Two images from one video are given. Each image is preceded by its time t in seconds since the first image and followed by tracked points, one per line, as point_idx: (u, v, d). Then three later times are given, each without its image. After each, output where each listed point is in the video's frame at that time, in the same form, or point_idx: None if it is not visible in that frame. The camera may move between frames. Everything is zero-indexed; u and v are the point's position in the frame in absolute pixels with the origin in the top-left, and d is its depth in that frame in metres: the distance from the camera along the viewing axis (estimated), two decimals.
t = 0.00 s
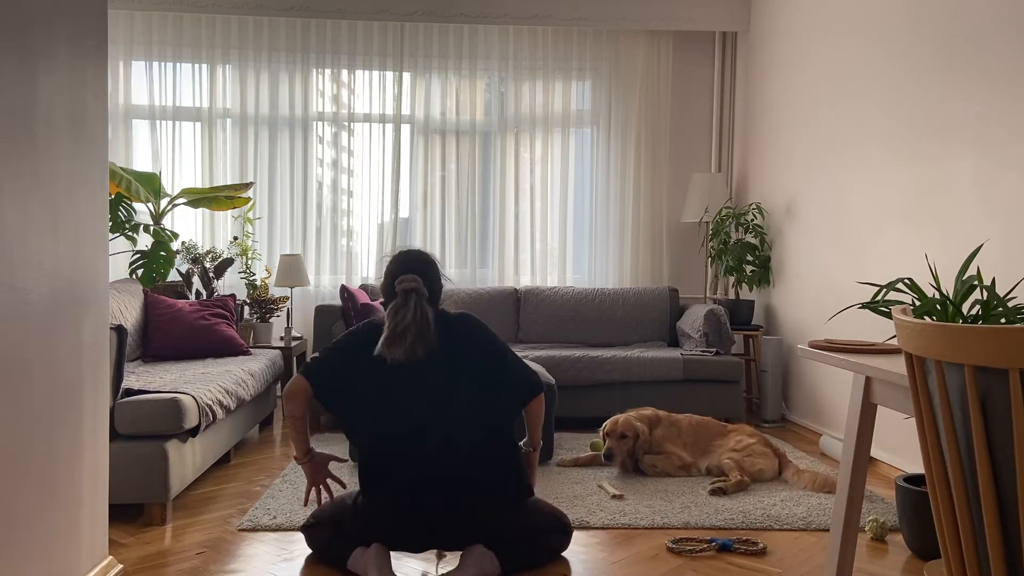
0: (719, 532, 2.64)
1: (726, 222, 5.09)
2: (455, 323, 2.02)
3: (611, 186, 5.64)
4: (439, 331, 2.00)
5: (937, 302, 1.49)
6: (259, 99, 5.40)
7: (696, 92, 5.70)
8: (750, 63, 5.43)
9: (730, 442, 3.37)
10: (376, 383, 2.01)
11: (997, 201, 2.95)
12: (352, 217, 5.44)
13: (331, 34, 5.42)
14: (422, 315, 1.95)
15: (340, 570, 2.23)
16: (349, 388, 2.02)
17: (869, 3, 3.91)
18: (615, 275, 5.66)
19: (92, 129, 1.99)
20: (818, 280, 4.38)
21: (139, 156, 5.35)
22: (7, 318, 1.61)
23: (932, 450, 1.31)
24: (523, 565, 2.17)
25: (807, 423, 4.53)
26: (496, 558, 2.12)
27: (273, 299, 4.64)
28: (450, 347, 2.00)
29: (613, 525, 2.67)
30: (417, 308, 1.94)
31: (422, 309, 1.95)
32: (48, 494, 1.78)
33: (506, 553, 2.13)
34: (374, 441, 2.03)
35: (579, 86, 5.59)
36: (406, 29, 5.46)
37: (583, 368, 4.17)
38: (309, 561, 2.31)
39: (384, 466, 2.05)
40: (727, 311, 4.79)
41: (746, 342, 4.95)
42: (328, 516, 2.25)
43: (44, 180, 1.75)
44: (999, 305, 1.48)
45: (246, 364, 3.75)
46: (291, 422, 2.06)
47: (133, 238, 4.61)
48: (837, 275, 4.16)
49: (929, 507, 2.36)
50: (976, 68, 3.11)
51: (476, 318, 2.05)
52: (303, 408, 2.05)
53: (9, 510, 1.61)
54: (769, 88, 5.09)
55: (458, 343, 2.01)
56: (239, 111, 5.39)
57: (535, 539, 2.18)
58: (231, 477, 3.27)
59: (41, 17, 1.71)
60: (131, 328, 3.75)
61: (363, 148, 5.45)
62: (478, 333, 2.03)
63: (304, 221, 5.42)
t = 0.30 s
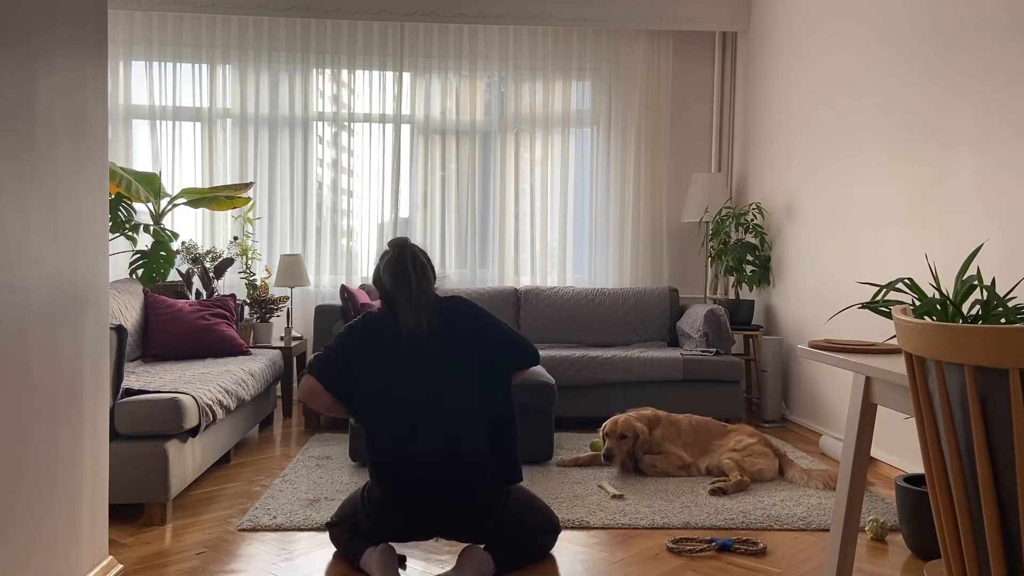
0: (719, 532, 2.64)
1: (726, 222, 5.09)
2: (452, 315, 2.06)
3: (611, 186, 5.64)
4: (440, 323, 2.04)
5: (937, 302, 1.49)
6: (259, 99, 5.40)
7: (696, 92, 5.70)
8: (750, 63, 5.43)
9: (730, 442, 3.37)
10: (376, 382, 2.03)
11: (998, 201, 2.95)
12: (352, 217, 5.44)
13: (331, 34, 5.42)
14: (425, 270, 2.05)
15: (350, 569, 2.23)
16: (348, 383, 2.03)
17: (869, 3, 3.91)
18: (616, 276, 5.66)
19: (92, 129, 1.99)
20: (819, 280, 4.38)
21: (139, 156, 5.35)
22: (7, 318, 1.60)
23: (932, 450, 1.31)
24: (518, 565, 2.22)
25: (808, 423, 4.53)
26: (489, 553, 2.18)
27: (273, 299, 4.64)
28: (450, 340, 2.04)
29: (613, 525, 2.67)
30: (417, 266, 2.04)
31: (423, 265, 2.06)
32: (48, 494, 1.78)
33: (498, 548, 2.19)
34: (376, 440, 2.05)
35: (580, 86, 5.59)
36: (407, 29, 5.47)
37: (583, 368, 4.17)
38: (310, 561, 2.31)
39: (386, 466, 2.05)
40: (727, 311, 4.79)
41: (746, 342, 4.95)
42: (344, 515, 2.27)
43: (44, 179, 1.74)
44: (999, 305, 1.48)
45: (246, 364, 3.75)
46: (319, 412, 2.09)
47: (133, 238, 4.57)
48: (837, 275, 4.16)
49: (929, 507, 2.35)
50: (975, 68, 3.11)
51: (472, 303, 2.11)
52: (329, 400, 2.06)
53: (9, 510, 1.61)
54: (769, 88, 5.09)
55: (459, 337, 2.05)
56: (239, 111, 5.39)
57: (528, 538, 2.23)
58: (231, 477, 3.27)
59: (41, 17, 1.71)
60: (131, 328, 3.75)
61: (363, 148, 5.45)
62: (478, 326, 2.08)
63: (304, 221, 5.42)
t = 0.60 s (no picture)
0: (719, 532, 2.64)
1: (726, 222, 5.09)
2: (448, 310, 2.11)
3: (611, 186, 5.64)
4: (438, 319, 2.09)
5: (937, 302, 1.49)
6: (259, 99, 5.40)
7: (695, 92, 5.70)
8: (750, 63, 5.43)
9: (730, 442, 3.37)
10: (379, 379, 2.08)
11: (997, 202, 2.95)
12: (352, 217, 5.44)
13: (331, 34, 5.42)
14: (408, 248, 2.11)
15: (360, 570, 2.23)
16: (351, 376, 2.09)
17: (869, 3, 3.91)
18: (616, 276, 5.66)
19: (92, 130, 1.99)
20: (819, 280, 4.38)
21: (139, 156, 5.35)
22: (7, 317, 1.60)
23: (932, 450, 1.31)
24: (520, 565, 2.21)
25: (808, 423, 4.53)
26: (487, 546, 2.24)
27: (273, 299, 4.64)
28: (450, 336, 2.09)
29: (613, 525, 2.67)
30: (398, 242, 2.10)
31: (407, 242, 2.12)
32: (48, 493, 1.78)
33: (501, 549, 2.19)
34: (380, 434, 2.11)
35: (580, 86, 5.59)
36: (407, 29, 5.47)
37: (583, 368, 4.17)
38: (310, 561, 2.31)
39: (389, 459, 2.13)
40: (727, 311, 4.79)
41: (746, 342, 4.95)
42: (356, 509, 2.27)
43: (44, 179, 1.75)
44: (999, 305, 1.48)
45: (245, 365, 3.75)
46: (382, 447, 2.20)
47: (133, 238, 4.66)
48: (837, 275, 4.16)
49: (929, 507, 2.35)
50: (975, 68, 3.11)
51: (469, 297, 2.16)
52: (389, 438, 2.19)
53: (9, 509, 1.61)
54: (769, 88, 5.09)
55: (459, 334, 2.10)
56: (239, 111, 5.39)
57: (528, 535, 2.25)
58: (231, 477, 3.27)
59: (41, 17, 1.71)
60: (131, 328, 3.75)
61: (363, 148, 5.45)
62: (474, 322, 2.14)
63: (304, 221, 5.42)
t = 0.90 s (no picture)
0: (719, 532, 2.64)
1: (726, 222, 5.09)
2: (444, 303, 2.10)
3: (612, 185, 5.64)
4: (436, 315, 2.08)
5: (937, 302, 1.49)
6: (259, 99, 5.40)
7: (695, 92, 5.70)
8: (750, 63, 5.43)
9: (730, 442, 3.37)
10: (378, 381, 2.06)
11: (998, 201, 2.95)
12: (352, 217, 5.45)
13: (331, 34, 5.42)
14: (392, 237, 2.10)
15: (361, 570, 2.23)
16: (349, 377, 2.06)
17: (869, 3, 3.91)
18: (616, 275, 5.66)
19: (92, 130, 1.99)
20: (818, 279, 4.38)
21: (139, 156, 5.35)
22: (7, 318, 1.60)
23: (932, 450, 1.31)
24: (524, 560, 2.22)
25: (808, 423, 4.53)
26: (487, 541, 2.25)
27: (273, 299, 4.64)
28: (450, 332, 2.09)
29: (613, 525, 2.66)
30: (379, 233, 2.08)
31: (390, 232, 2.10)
32: (48, 493, 1.78)
33: (505, 545, 2.19)
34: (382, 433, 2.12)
35: (580, 86, 5.59)
36: (407, 29, 5.47)
37: (583, 368, 4.17)
38: (310, 562, 2.30)
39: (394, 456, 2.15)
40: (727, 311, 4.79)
41: (746, 342, 4.95)
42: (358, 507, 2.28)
43: (43, 179, 1.74)
44: (999, 305, 1.48)
45: (245, 364, 3.75)
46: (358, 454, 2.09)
47: (133, 238, 4.57)
48: (837, 275, 4.16)
49: (929, 507, 2.35)
50: (975, 69, 3.12)
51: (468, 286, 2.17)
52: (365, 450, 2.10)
53: (9, 509, 1.61)
54: (769, 87, 5.09)
55: (459, 330, 2.10)
56: (239, 111, 5.39)
57: (527, 528, 2.27)
58: (231, 477, 3.27)
59: (41, 18, 1.71)
60: (131, 328, 3.75)
61: (363, 148, 5.45)
62: (474, 315, 2.14)
63: (305, 221, 5.42)
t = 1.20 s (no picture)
0: (719, 532, 2.64)
1: (726, 222, 5.09)
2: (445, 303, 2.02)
3: (612, 185, 5.64)
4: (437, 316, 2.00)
5: (937, 302, 1.49)
6: (259, 99, 5.40)
7: (695, 92, 5.70)
8: (750, 63, 5.43)
9: (730, 443, 3.37)
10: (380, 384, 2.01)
11: (998, 201, 2.95)
12: (352, 217, 5.45)
13: (331, 34, 5.42)
14: (365, 259, 1.96)
15: (362, 570, 2.23)
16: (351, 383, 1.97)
17: (869, 3, 3.91)
18: (616, 275, 5.66)
19: (92, 131, 1.99)
20: (819, 279, 4.38)
21: (139, 156, 5.35)
22: (8, 317, 1.60)
23: (932, 450, 1.31)
24: (525, 554, 2.24)
25: (808, 423, 4.53)
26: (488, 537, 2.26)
27: (273, 299, 4.64)
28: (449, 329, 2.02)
29: (613, 525, 2.66)
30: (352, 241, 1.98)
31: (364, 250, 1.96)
32: (48, 493, 1.78)
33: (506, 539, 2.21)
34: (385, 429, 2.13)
35: (580, 86, 5.59)
36: (406, 29, 5.47)
37: (583, 368, 4.17)
38: (310, 561, 2.30)
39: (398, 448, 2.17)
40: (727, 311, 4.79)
41: (746, 342, 4.95)
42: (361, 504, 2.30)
43: (43, 179, 1.74)
44: (999, 305, 1.48)
45: (245, 364, 3.75)
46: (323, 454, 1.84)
47: (133, 239, 4.64)
48: (837, 275, 4.16)
49: (929, 507, 2.35)
50: (975, 69, 3.12)
51: (473, 273, 2.05)
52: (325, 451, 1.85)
53: (9, 509, 1.61)
54: (769, 87, 5.09)
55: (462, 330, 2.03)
56: (239, 111, 5.39)
57: (526, 524, 2.29)
58: (231, 477, 3.27)
59: (41, 18, 1.71)
60: (131, 328, 3.75)
61: (363, 148, 5.45)
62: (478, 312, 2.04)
63: (304, 221, 5.42)
